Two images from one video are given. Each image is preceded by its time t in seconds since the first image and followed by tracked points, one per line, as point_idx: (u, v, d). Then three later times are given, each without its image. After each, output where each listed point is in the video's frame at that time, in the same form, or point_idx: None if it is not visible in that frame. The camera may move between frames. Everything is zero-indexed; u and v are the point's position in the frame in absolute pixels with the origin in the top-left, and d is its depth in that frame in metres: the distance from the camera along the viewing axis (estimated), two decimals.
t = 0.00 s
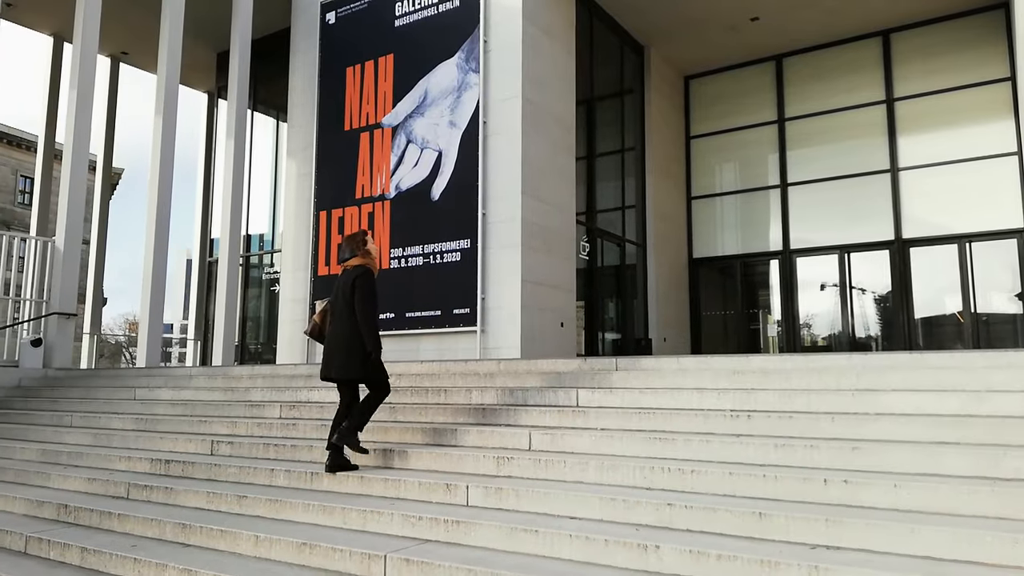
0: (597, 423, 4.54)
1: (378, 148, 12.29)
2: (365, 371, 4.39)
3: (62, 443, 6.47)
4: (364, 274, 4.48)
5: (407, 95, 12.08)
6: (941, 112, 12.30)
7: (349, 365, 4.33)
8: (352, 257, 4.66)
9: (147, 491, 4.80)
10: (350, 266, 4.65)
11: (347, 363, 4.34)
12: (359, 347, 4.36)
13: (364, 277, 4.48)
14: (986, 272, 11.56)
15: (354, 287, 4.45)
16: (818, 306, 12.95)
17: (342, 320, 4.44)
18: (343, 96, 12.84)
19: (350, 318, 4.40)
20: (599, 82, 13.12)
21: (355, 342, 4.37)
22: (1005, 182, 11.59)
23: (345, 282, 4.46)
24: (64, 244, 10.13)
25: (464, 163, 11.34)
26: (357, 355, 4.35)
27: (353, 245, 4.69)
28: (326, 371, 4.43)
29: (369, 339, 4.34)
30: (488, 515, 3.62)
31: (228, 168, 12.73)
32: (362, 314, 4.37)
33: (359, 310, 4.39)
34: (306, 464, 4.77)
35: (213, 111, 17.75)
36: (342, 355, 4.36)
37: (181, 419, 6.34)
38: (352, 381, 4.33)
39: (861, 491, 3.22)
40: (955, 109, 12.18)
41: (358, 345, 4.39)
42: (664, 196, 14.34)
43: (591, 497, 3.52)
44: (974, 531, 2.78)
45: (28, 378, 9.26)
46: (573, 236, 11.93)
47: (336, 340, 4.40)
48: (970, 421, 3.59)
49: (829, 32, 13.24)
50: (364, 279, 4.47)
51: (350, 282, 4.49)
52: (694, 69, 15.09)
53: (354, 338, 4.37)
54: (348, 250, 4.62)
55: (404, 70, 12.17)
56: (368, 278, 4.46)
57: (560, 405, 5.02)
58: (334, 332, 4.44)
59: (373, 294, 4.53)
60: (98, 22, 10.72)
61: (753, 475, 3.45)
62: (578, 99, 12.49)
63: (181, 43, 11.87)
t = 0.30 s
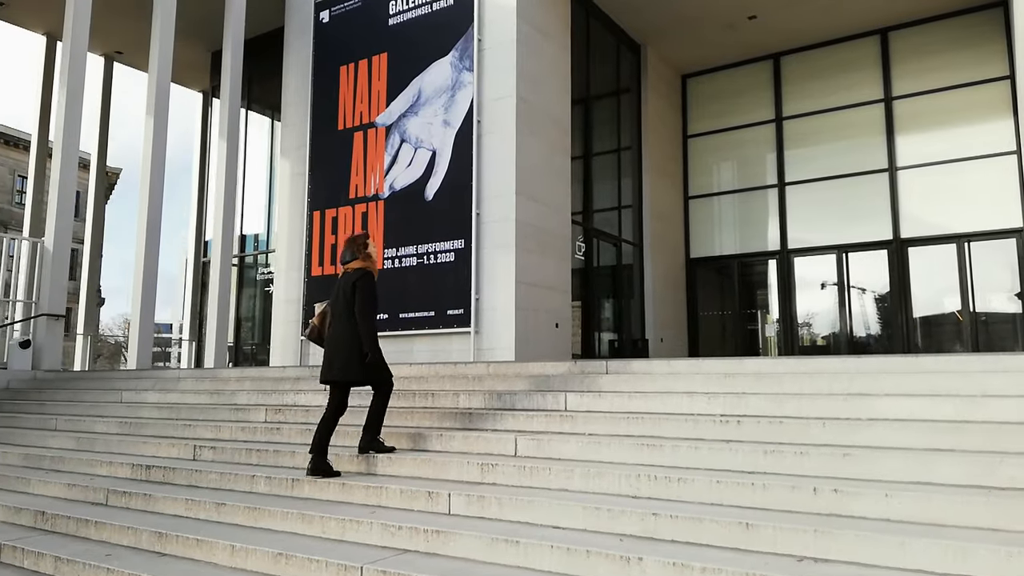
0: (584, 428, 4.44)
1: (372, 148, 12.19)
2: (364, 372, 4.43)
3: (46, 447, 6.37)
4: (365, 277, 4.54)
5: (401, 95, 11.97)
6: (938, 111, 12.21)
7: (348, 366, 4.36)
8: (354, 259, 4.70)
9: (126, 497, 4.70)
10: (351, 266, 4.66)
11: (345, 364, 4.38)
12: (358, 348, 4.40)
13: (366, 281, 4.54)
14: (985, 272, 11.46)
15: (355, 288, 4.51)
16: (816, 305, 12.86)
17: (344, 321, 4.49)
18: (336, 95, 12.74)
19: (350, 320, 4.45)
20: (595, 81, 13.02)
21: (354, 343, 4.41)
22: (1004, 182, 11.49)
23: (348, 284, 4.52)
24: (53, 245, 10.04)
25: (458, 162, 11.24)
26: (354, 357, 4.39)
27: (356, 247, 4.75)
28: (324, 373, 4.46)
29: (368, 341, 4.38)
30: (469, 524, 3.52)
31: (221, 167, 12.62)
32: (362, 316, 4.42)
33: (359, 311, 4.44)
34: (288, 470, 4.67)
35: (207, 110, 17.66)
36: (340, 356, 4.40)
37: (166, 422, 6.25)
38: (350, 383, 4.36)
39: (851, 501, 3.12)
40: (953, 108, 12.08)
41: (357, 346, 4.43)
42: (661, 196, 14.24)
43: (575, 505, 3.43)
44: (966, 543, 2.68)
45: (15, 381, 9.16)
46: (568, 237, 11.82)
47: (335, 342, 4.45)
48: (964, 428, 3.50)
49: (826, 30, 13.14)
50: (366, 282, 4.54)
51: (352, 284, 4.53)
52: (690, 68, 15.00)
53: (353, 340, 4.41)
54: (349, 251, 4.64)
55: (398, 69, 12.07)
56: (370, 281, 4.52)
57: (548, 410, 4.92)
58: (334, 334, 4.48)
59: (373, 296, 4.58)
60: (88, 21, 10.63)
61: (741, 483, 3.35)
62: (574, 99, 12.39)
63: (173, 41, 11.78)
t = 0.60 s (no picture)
0: (570, 438, 4.34)
1: (365, 149, 12.08)
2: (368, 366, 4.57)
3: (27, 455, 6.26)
4: (366, 273, 4.64)
5: (393, 95, 11.86)
6: (936, 111, 12.10)
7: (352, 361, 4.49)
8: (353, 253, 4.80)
9: (103, 507, 4.59)
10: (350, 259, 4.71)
11: (349, 359, 4.51)
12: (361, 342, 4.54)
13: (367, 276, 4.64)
14: (983, 274, 11.36)
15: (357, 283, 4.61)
16: (813, 305, 12.78)
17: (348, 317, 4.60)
18: (329, 95, 12.63)
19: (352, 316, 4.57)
20: (591, 81, 12.90)
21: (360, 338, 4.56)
22: (1002, 182, 11.38)
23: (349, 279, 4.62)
24: (41, 246, 9.93)
25: (451, 163, 11.13)
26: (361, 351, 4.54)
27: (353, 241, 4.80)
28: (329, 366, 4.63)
29: (374, 336, 4.52)
30: (448, 540, 3.41)
31: (212, 168, 12.50)
32: (364, 311, 4.54)
33: (362, 306, 4.56)
34: (268, 480, 4.56)
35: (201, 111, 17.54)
36: (344, 351, 4.53)
37: (148, 429, 6.13)
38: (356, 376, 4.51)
39: (839, 517, 3.02)
40: (951, 108, 11.97)
41: (360, 340, 4.57)
42: (657, 197, 14.13)
43: (556, 521, 3.32)
44: (958, 564, 2.57)
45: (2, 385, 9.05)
46: (563, 238, 11.70)
47: (339, 337, 4.58)
48: (957, 440, 3.39)
49: (823, 29, 13.03)
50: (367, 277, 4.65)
51: (353, 279, 4.63)
52: (687, 67, 14.89)
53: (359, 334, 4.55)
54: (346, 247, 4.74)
55: (390, 68, 11.96)
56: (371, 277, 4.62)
57: (534, 418, 4.82)
58: (337, 329, 4.61)
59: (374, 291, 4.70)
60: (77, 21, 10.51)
61: (727, 497, 3.25)
62: (569, 100, 12.28)
63: (163, 41, 11.66)
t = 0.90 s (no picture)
0: (558, 442, 4.23)
1: (359, 147, 11.96)
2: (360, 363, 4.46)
3: (8, 457, 6.14)
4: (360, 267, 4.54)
5: (387, 93, 11.75)
6: (935, 110, 11.99)
7: (343, 358, 4.38)
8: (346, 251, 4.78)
9: (79, 512, 4.48)
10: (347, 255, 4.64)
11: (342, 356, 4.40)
12: (353, 339, 4.43)
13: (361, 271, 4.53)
14: (982, 274, 11.25)
15: (350, 279, 4.52)
16: (811, 304, 12.69)
17: (339, 313, 4.49)
18: (322, 94, 12.52)
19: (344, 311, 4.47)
20: (587, 80, 12.78)
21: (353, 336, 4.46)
22: (1002, 182, 11.25)
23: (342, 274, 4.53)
24: (30, 245, 9.82)
25: (445, 162, 11.01)
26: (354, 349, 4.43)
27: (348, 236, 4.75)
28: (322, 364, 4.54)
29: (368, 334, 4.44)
30: (427, 549, 3.30)
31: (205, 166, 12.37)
32: (357, 307, 4.45)
33: (355, 302, 4.46)
34: (249, 485, 4.45)
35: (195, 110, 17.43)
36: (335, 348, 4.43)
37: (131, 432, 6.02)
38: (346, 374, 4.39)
39: (832, 527, 2.91)
40: (950, 107, 11.87)
41: (353, 336, 4.47)
42: (654, 197, 14.01)
43: (540, 529, 3.21)
44: None
45: None
46: (558, 238, 11.58)
47: (330, 333, 4.49)
48: (953, 446, 3.28)
49: (821, 28, 12.93)
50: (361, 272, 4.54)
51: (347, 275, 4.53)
52: (684, 66, 14.78)
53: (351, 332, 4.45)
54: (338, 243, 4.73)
55: (384, 66, 11.84)
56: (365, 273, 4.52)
57: (522, 422, 4.72)
58: (329, 325, 4.52)
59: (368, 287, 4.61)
60: (66, 17, 10.39)
61: (716, 506, 3.14)
62: (565, 98, 12.17)
63: (154, 38, 11.54)
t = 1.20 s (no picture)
0: (546, 445, 4.11)
1: (353, 145, 11.84)
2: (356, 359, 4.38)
3: None
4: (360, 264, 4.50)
5: (382, 90, 11.62)
6: (935, 108, 11.85)
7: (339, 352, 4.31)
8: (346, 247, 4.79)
9: (55, 516, 4.36)
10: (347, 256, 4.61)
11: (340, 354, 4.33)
12: (350, 334, 4.37)
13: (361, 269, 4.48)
14: (983, 273, 11.11)
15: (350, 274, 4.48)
16: (810, 303, 12.58)
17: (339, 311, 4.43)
18: (317, 91, 12.39)
19: (342, 307, 4.41)
20: (584, 77, 12.65)
21: (351, 334, 4.37)
22: (1004, 180, 11.11)
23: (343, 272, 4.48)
24: (19, 243, 9.70)
25: (440, 159, 10.88)
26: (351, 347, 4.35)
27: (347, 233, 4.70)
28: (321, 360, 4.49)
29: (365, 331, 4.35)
30: (406, 558, 3.17)
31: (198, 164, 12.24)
32: (355, 304, 4.38)
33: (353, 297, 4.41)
34: (229, 488, 4.33)
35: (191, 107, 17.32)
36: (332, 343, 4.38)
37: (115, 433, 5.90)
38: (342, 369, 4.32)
39: (828, 535, 2.78)
40: (951, 104, 11.73)
41: (351, 334, 4.39)
42: (652, 195, 13.88)
43: (524, 535, 3.09)
44: None
45: None
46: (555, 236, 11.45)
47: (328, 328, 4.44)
48: (954, 450, 3.15)
49: (821, 25, 12.79)
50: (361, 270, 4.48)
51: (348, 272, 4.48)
52: (683, 63, 14.65)
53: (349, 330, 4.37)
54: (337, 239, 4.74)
55: (378, 63, 11.71)
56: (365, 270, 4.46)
57: (511, 423, 4.61)
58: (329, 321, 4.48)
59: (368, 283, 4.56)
60: (57, 13, 10.27)
61: (707, 512, 3.01)
62: (562, 96, 12.04)
63: (147, 34, 11.42)
